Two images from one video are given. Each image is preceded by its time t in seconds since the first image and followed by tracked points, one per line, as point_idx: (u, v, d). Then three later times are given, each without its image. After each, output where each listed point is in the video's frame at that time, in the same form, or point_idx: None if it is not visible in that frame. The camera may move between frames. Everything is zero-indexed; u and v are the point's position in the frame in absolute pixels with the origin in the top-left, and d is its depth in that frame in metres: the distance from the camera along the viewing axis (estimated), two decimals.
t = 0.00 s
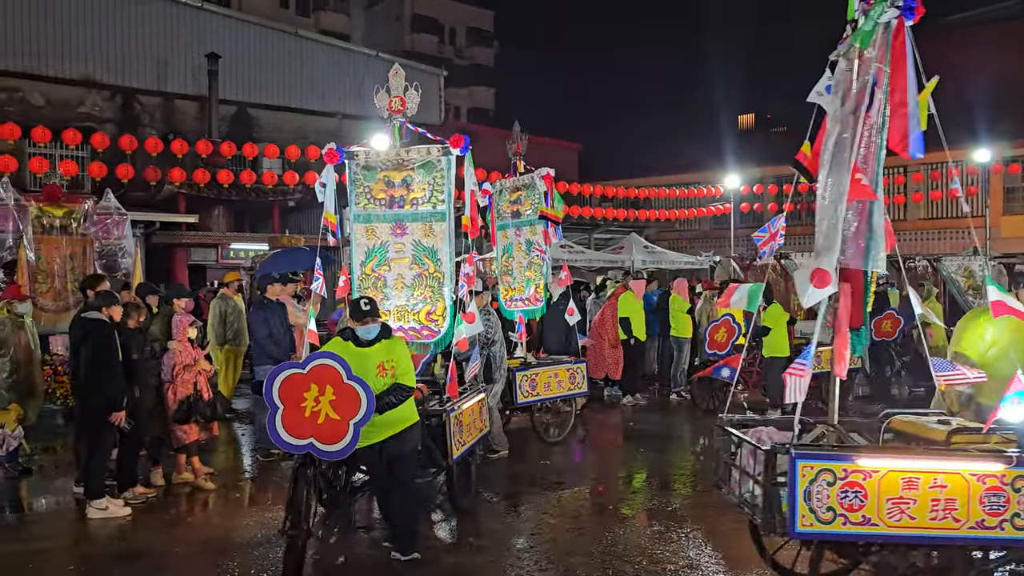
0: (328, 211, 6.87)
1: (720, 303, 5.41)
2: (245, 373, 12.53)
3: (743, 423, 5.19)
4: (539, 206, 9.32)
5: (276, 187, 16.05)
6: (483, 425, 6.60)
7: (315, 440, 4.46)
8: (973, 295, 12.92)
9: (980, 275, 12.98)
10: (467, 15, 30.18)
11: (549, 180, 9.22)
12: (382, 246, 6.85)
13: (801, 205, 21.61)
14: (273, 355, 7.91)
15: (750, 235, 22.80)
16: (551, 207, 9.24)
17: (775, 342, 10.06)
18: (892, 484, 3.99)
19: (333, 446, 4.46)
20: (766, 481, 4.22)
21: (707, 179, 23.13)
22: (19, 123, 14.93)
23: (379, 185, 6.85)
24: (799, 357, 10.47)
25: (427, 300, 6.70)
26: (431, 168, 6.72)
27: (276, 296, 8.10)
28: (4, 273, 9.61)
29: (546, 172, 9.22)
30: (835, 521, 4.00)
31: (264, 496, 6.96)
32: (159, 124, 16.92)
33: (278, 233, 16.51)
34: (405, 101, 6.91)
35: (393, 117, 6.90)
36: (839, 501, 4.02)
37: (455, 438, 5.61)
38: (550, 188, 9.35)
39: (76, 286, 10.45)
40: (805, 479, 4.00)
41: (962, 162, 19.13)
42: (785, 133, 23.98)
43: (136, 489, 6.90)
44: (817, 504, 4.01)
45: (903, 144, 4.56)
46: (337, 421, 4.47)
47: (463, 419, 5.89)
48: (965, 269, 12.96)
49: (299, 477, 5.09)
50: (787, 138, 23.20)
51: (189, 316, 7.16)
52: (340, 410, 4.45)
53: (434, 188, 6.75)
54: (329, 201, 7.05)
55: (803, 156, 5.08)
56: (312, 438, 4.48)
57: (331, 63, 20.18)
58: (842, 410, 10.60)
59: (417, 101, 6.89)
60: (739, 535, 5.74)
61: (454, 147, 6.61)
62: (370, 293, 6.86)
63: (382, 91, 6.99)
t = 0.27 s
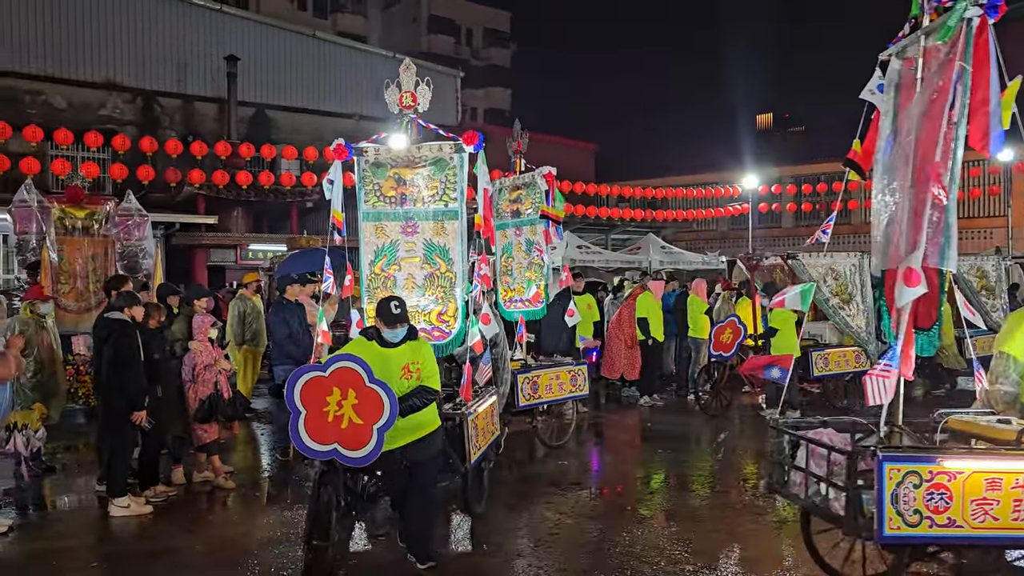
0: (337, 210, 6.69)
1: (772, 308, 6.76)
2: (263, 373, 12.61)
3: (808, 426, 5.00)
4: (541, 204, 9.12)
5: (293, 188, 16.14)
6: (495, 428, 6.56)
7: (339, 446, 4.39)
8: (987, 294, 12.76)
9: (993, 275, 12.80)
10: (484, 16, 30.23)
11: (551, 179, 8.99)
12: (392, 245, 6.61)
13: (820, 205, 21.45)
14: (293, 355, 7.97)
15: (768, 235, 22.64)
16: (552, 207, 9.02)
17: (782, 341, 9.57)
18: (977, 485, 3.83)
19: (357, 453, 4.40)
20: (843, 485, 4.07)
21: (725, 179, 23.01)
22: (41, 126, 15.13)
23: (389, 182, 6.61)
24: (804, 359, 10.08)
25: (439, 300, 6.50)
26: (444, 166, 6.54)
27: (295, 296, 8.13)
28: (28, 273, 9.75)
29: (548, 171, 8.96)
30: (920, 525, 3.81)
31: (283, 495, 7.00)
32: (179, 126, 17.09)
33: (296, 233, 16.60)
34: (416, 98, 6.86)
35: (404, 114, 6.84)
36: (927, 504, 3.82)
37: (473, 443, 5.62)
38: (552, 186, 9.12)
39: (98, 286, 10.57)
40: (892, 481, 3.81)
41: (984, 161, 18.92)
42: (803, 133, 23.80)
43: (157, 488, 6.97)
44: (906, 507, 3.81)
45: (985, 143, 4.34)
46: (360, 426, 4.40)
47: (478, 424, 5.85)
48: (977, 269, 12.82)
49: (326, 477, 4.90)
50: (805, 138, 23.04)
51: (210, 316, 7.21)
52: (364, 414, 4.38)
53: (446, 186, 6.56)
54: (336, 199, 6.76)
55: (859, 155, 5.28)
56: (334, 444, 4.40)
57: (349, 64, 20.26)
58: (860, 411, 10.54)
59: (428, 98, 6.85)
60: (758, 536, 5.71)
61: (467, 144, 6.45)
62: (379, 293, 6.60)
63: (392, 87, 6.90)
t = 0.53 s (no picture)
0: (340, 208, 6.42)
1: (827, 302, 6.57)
2: (277, 373, 12.68)
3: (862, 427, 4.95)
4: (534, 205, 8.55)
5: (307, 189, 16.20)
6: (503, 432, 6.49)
7: (364, 452, 4.43)
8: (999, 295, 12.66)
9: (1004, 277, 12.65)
10: (496, 17, 30.28)
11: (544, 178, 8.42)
12: (397, 244, 6.37)
13: (834, 205, 21.33)
14: (307, 355, 8.00)
15: (781, 236, 22.53)
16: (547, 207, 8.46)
17: (782, 346, 9.70)
18: None
19: (381, 458, 4.43)
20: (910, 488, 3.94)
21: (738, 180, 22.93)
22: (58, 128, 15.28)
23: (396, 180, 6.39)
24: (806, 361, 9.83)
25: (447, 300, 6.25)
26: (452, 162, 6.31)
27: (309, 297, 8.16)
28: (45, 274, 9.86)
29: (543, 168, 8.38)
30: (1002, 527, 3.68)
31: (297, 495, 7.04)
32: (193, 127, 17.22)
33: (309, 234, 16.66)
34: (423, 92, 6.52)
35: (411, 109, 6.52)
36: (1008, 507, 3.69)
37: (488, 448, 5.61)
38: (547, 184, 8.53)
39: (114, 287, 10.66)
40: (973, 484, 3.68)
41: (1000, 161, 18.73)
42: (817, 133, 23.68)
43: (172, 487, 7.03)
44: (986, 511, 3.68)
45: None
46: (383, 431, 4.42)
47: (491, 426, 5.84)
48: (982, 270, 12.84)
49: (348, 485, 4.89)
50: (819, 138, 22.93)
51: (225, 317, 7.26)
52: (386, 420, 4.39)
53: (455, 183, 6.32)
54: (338, 196, 6.47)
55: (908, 155, 5.26)
56: (360, 451, 4.44)
57: (362, 66, 20.31)
58: (874, 413, 10.48)
59: (436, 91, 6.51)
60: (770, 537, 5.69)
61: (476, 140, 6.23)
62: (385, 294, 6.33)
63: (396, 82, 6.56)
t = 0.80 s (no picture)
0: (343, 204, 6.28)
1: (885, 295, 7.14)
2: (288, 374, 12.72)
3: (919, 430, 4.84)
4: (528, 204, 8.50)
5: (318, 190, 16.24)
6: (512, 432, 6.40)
7: (391, 460, 4.26)
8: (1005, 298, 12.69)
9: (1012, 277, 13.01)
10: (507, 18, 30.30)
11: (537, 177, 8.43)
12: (402, 243, 6.30)
13: (845, 207, 21.21)
14: (317, 355, 8.02)
15: (792, 238, 22.41)
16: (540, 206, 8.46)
17: (779, 346, 9.60)
18: None
19: (409, 467, 4.24)
20: (988, 489, 3.82)
21: (748, 181, 22.83)
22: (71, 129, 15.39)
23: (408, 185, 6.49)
24: (805, 365, 10.26)
25: (454, 301, 6.20)
26: (459, 160, 6.32)
27: (320, 297, 8.18)
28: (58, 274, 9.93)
29: (537, 167, 8.37)
30: None
31: (307, 495, 7.05)
32: (205, 129, 17.31)
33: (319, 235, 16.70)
34: (430, 87, 6.57)
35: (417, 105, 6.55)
36: None
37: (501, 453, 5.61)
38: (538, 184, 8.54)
39: (126, 287, 10.72)
40: None
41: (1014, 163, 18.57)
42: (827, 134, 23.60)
43: (183, 487, 7.05)
44: None
45: None
46: (408, 437, 4.23)
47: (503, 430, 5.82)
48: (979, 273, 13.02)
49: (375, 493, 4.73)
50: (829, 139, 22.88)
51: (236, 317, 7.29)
52: (411, 426, 4.20)
53: (462, 181, 6.34)
54: (341, 193, 6.37)
55: (957, 154, 5.00)
56: (387, 456, 4.28)
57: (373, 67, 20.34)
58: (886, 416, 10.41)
59: (442, 87, 6.57)
60: (782, 540, 5.66)
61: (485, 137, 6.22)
62: (388, 294, 6.23)
63: (403, 75, 6.62)
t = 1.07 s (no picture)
0: (345, 201, 6.21)
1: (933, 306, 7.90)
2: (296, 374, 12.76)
3: (962, 432, 4.83)
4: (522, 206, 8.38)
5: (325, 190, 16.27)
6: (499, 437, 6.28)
7: (417, 468, 3.98)
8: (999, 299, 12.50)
9: (1004, 280, 12.64)
10: (514, 19, 30.33)
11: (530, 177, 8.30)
12: (407, 242, 6.29)
13: (854, 208, 21.14)
14: (324, 355, 8.05)
15: (800, 239, 22.34)
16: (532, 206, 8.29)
17: (772, 348, 9.43)
18: None
19: (438, 472, 3.96)
20: None
21: (756, 182, 22.79)
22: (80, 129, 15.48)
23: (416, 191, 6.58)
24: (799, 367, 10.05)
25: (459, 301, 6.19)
26: (464, 157, 6.34)
27: (327, 297, 8.19)
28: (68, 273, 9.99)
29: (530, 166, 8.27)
30: None
31: (314, 494, 7.07)
32: (213, 129, 17.39)
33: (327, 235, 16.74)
34: (435, 82, 6.56)
35: (423, 100, 6.50)
36: None
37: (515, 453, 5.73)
38: (530, 182, 8.37)
39: (135, 287, 10.76)
40: None
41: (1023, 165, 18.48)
42: (835, 135, 23.52)
43: (191, 485, 7.08)
44: None
45: None
46: (435, 443, 3.96)
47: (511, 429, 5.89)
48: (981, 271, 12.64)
49: (407, 501, 4.23)
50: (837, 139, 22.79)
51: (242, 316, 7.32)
52: (437, 430, 3.93)
53: (468, 179, 6.36)
54: (343, 189, 6.30)
55: (992, 159, 5.58)
56: (411, 464, 3.99)
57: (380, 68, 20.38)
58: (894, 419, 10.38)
59: (447, 81, 6.55)
60: (789, 541, 5.65)
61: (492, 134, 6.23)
62: (392, 294, 6.21)
63: (407, 70, 6.61)
